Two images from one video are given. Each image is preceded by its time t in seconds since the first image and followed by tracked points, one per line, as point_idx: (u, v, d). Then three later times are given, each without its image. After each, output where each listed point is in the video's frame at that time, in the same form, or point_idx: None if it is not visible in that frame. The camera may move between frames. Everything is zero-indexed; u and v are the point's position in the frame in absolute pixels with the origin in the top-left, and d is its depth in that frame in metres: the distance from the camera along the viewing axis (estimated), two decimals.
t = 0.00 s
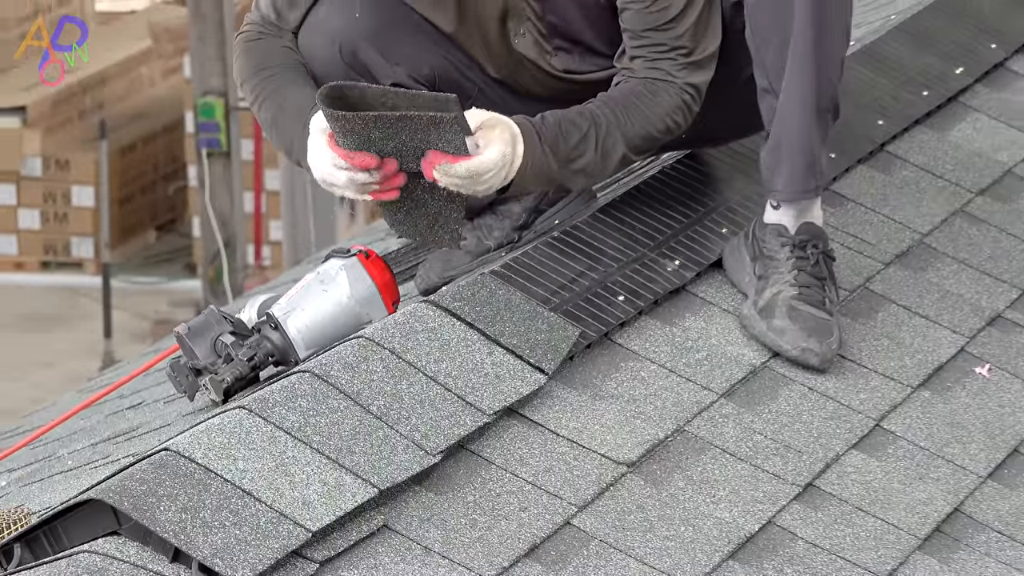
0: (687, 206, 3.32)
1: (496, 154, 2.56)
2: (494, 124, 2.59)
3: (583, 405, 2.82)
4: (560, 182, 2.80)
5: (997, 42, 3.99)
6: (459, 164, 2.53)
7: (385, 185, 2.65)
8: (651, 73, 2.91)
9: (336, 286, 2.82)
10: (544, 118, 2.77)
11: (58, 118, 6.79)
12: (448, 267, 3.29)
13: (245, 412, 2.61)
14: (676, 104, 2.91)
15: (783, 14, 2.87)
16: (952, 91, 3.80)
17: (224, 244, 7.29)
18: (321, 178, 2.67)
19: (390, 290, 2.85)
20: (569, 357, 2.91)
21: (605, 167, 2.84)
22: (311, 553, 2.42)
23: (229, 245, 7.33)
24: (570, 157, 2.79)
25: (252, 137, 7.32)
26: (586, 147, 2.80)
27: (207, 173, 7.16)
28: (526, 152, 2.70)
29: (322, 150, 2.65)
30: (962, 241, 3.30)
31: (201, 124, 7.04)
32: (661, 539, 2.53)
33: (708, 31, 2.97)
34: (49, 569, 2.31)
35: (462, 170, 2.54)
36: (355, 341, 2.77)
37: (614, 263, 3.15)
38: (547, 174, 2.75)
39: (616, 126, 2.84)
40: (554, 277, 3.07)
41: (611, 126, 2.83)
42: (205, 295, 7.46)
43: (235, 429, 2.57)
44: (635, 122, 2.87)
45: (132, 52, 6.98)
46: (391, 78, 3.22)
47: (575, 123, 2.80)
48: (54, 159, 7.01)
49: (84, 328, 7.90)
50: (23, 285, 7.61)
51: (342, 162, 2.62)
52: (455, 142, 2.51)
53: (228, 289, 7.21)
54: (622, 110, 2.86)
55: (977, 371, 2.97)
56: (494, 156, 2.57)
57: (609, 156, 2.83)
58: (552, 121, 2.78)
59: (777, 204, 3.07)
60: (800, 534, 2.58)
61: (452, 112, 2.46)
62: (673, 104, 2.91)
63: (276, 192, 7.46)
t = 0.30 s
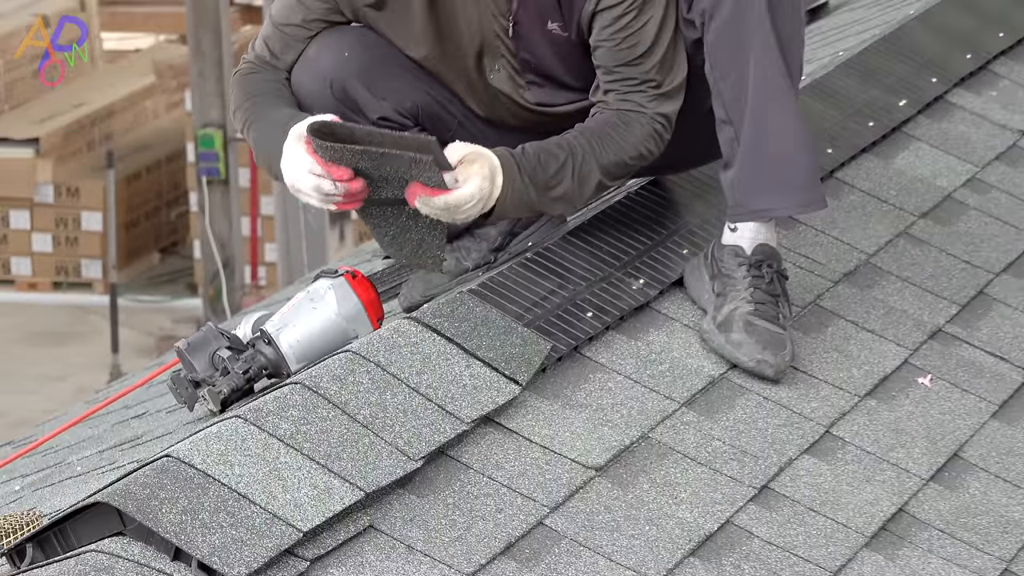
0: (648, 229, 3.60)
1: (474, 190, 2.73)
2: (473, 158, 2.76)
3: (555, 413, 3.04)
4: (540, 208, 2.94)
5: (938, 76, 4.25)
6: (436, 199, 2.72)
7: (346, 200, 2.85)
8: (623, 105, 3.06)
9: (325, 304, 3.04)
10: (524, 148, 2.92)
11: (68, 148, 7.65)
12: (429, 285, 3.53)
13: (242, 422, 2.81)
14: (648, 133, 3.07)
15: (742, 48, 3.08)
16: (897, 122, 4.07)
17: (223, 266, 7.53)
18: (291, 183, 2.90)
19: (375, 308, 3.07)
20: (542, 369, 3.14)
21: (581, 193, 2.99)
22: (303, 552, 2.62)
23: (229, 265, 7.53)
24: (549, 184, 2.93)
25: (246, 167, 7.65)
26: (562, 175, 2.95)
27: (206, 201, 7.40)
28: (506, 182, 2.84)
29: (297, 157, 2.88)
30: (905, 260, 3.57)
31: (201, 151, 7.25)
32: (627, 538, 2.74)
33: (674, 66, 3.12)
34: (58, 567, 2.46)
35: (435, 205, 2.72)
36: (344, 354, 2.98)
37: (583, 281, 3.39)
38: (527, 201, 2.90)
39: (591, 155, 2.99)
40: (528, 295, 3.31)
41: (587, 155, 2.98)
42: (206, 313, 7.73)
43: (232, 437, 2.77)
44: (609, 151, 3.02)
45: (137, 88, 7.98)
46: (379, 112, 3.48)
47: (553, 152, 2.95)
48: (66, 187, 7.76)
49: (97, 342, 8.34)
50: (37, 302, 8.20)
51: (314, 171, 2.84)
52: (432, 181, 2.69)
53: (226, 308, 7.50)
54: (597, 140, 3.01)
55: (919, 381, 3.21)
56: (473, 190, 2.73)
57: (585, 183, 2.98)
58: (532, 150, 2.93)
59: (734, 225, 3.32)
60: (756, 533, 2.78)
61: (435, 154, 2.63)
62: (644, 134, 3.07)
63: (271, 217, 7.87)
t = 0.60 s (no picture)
0: (612, 254, 3.89)
1: (475, 226, 2.93)
2: (473, 196, 2.94)
3: (528, 424, 3.27)
4: (523, 234, 3.12)
5: (884, 110, 4.66)
6: (440, 235, 2.92)
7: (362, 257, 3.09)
8: (596, 136, 3.29)
9: (315, 324, 3.27)
10: (511, 176, 3.10)
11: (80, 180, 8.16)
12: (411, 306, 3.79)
13: (238, 433, 3.02)
14: (621, 160, 3.29)
15: (701, 89, 3.34)
16: (845, 152, 4.44)
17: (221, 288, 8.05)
18: (307, 235, 3.08)
19: (362, 326, 3.30)
20: (516, 383, 3.37)
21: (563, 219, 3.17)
22: (294, 553, 2.79)
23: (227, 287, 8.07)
24: (531, 211, 3.11)
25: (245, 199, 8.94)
26: (545, 203, 3.13)
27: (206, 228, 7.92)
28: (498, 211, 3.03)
29: (317, 214, 3.05)
30: (854, 281, 3.86)
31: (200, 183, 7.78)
32: (597, 539, 2.95)
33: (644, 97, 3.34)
34: (67, 568, 2.62)
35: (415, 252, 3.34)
36: (334, 373, 3.19)
37: (554, 300, 3.66)
38: (511, 228, 3.08)
39: (571, 182, 3.18)
40: (503, 314, 3.56)
41: (568, 181, 3.18)
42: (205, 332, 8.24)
43: (229, 447, 2.97)
44: (586, 177, 3.22)
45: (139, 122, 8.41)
46: (362, 143, 3.77)
47: (538, 180, 3.13)
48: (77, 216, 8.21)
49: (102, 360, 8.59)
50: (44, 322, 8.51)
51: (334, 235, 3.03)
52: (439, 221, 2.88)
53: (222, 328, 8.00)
54: (575, 168, 3.22)
55: (867, 394, 3.45)
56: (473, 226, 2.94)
57: (566, 208, 3.17)
58: (518, 179, 3.10)
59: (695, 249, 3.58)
60: (717, 534, 2.99)
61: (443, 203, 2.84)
62: (617, 161, 3.28)
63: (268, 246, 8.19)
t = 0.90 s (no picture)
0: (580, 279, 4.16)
1: (464, 257, 3.23)
2: (465, 228, 3.23)
3: (502, 437, 3.51)
4: (509, 263, 3.38)
5: (832, 144, 4.96)
6: (434, 265, 3.22)
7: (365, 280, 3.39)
8: (569, 169, 3.54)
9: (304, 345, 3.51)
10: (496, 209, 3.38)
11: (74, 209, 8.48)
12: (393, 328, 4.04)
13: (231, 447, 3.24)
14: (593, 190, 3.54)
15: (663, 126, 3.59)
16: (796, 183, 4.74)
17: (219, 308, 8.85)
18: (312, 267, 3.34)
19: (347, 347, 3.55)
20: (491, 400, 3.62)
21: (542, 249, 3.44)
22: (284, 558, 3.02)
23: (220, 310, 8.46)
24: (515, 242, 3.37)
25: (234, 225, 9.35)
26: (527, 233, 3.40)
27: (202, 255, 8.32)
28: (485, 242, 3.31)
29: (323, 249, 3.32)
30: (804, 303, 4.13)
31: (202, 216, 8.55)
32: (565, 545, 3.17)
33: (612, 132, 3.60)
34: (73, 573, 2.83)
35: (407, 278, 3.64)
36: (318, 392, 3.43)
37: (525, 321, 3.92)
38: (497, 258, 3.35)
39: (548, 212, 3.45)
40: (478, 334, 3.82)
41: (547, 212, 3.45)
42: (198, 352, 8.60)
43: (222, 460, 3.19)
44: (562, 208, 3.48)
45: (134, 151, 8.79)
46: (348, 177, 4.00)
47: (520, 212, 3.41)
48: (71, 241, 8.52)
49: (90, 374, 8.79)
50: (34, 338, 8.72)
51: (340, 264, 3.31)
52: (433, 253, 3.17)
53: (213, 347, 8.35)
54: (553, 200, 3.48)
55: (817, 408, 3.71)
56: (463, 256, 3.23)
57: (546, 237, 3.44)
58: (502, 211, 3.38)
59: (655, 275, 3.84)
60: (677, 540, 3.21)
61: (439, 233, 3.13)
62: (589, 192, 3.53)
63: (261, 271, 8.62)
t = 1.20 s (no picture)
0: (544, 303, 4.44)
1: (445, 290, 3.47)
2: (447, 263, 3.49)
3: (470, 451, 3.76)
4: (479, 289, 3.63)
5: (778, 176, 5.34)
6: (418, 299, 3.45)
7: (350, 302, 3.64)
8: (534, 202, 3.82)
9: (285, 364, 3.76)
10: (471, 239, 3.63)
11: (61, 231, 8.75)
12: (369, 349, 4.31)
13: (217, 461, 3.46)
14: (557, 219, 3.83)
15: (619, 162, 3.85)
16: (745, 213, 5.07)
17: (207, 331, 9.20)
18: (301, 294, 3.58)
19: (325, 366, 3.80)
20: (460, 415, 3.88)
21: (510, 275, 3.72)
22: (267, 564, 3.24)
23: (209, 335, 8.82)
24: (487, 271, 3.62)
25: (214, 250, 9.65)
26: (500, 262, 3.65)
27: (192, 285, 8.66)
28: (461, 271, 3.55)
29: (310, 280, 3.55)
30: (753, 324, 4.43)
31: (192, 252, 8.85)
32: (530, 550, 3.41)
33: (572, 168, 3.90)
34: None
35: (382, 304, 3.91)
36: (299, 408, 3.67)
37: (492, 342, 4.20)
38: (471, 285, 3.60)
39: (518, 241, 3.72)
40: (447, 355, 4.10)
41: (516, 242, 3.71)
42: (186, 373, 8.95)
43: (208, 473, 3.41)
44: (530, 237, 3.75)
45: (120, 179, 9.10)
46: (325, 210, 4.28)
47: (493, 242, 3.66)
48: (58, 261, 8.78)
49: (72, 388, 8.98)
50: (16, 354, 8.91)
51: (327, 288, 3.56)
52: (420, 287, 3.41)
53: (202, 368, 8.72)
54: (521, 230, 3.74)
55: (764, 422, 3.99)
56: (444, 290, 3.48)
57: (515, 263, 3.70)
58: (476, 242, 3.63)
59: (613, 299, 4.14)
60: (634, 545, 3.46)
61: (426, 271, 3.37)
62: (553, 223, 3.81)
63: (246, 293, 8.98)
